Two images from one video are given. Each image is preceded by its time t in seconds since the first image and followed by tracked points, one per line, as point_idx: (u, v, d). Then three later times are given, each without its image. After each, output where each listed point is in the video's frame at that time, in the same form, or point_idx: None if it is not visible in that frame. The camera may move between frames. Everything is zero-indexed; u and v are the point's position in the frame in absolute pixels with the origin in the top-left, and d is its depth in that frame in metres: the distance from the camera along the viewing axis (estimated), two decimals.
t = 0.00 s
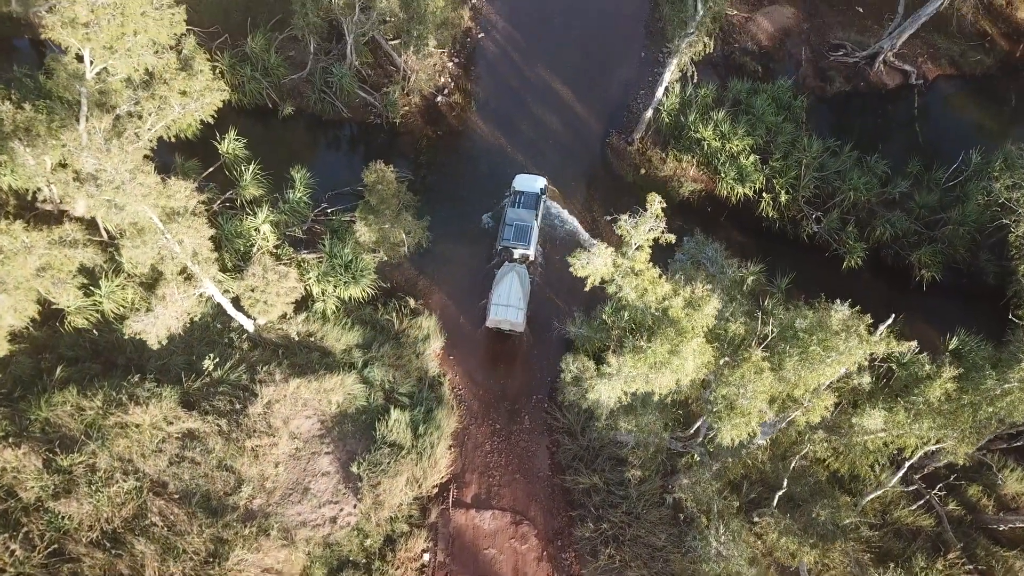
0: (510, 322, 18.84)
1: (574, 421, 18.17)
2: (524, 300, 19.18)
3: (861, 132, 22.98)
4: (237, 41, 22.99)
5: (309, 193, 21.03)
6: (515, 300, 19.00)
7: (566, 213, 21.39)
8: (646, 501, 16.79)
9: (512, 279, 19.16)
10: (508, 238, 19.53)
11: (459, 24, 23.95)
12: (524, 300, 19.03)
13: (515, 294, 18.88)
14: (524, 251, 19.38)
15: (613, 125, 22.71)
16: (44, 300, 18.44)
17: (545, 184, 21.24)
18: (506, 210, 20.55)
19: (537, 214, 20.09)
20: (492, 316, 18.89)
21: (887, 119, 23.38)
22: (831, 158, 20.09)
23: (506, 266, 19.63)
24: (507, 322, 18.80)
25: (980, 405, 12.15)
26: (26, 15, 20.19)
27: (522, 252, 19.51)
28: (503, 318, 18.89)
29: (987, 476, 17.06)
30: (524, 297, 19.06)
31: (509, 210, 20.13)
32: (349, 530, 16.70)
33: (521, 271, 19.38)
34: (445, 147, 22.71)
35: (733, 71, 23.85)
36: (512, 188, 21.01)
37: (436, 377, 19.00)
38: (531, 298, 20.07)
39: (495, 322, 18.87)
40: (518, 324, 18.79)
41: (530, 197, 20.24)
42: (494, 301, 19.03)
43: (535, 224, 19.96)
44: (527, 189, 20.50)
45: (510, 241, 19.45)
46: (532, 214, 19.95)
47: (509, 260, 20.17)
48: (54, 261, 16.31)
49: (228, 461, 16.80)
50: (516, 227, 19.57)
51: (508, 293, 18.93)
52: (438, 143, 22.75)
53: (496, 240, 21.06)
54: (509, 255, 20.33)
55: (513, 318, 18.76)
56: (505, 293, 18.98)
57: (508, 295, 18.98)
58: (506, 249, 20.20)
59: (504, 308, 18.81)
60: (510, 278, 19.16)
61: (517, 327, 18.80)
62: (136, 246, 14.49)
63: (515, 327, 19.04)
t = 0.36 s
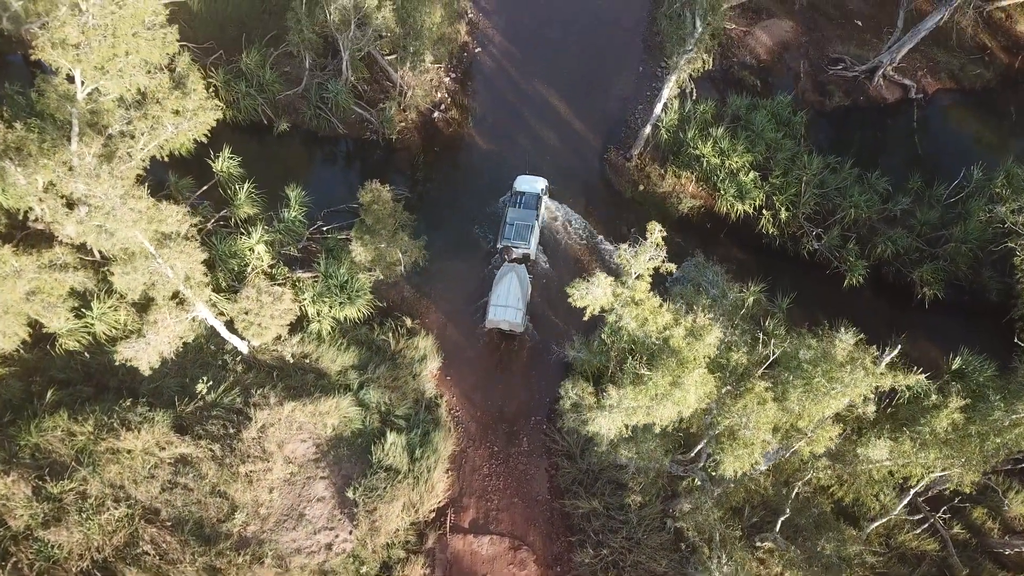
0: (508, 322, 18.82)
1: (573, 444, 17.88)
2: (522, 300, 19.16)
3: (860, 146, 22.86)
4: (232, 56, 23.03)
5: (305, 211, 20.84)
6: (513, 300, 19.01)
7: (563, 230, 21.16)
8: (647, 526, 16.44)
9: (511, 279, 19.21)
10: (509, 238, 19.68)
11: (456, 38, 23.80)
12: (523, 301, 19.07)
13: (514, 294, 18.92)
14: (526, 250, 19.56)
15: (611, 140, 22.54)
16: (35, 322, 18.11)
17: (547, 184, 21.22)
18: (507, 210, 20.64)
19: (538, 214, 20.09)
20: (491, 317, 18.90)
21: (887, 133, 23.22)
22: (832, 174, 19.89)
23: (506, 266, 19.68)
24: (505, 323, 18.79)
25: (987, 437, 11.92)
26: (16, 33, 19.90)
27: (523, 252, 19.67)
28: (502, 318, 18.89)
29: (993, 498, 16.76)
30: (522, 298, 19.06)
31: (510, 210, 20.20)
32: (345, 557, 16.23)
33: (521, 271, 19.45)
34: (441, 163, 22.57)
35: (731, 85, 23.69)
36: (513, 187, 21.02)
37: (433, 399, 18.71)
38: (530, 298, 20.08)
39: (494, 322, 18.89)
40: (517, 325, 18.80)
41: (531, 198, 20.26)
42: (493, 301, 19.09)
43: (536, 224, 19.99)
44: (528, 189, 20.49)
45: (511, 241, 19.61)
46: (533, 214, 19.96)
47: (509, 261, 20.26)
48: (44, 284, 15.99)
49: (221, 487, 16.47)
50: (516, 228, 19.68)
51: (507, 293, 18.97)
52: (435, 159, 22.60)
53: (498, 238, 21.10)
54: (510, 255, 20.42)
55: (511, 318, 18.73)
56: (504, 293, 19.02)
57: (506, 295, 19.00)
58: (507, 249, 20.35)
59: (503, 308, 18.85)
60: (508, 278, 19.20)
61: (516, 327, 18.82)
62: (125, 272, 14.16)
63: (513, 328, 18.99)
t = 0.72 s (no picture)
0: (509, 323, 18.75)
1: (573, 465, 17.61)
2: (523, 301, 19.06)
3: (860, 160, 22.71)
4: (227, 71, 22.95)
5: (300, 228, 20.63)
6: (514, 301, 18.93)
7: (561, 246, 21.01)
8: (648, 550, 16.12)
9: (512, 280, 19.14)
10: (511, 239, 19.76)
11: (453, 52, 23.63)
12: (523, 303, 19.01)
13: (515, 295, 18.85)
14: (527, 251, 19.64)
15: (609, 154, 22.40)
16: (25, 344, 17.80)
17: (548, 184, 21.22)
18: (509, 211, 20.66)
19: (539, 216, 20.11)
20: (491, 317, 18.83)
21: (887, 146, 23.08)
22: (833, 189, 19.71)
23: (508, 267, 19.62)
24: (506, 324, 18.73)
25: (994, 466, 11.75)
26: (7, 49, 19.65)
27: (525, 253, 19.75)
28: (502, 319, 18.81)
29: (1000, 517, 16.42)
30: (523, 299, 18.97)
31: (512, 211, 20.24)
32: None
33: (522, 272, 19.41)
34: (439, 178, 22.40)
35: (730, 98, 23.54)
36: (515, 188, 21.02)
37: (430, 419, 18.41)
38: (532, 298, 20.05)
39: (494, 323, 18.81)
40: (518, 326, 18.73)
41: (533, 198, 20.29)
42: (493, 302, 19.02)
43: (537, 225, 20.01)
44: (530, 191, 20.53)
45: (513, 241, 19.69)
46: (535, 214, 20.00)
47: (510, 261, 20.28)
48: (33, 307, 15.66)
49: (215, 512, 16.14)
50: (518, 229, 19.71)
51: (507, 295, 18.89)
52: (432, 174, 22.45)
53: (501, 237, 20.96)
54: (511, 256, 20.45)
55: (512, 319, 18.66)
56: (505, 294, 18.93)
57: (506, 296, 18.91)
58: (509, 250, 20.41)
59: (503, 309, 18.76)
60: (509, 278, 19.11)
61: (517, 328, 18.78)
62: (116, 296, 13.84)
63: (513, 329, 18.91)
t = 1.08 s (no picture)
0: (509, 325, 18.68)
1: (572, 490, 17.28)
2: (523, 303, 19.00)
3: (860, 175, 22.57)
4: (220, 87, 22.96)
5: (295, 247, 20.38)
6: (514, 303, 18.85)
7: (559, 264, 20.79)
8: None
9: (511, 282, 19.04)
10: (509, 241, 19.70)
11: (449, 67, 23.48)
12: (523, 305, 18.94)
13: (514, 297, 18.76)
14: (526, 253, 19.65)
15: (607, 171, 22.25)
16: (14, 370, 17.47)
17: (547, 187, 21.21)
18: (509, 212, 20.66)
19: (539, 217, 20.11)
20: (492, 320, 18.75)
21: (887, 160, 22.96)
22: (833, 207, 19.52)
23: (507, 270, 19.55)
24: (506, 326, 18.65)
25: (1003, 498, 11.50)
26: None
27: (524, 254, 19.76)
28: (502, 322, 18.73)
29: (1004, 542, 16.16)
30: (523, 300, 18.90)
31: (512, 213, 20.22)
32: None
33: (521, 274, 19.31)
34: (435, 195, 22.18)
35: (729, 113, 23.39)
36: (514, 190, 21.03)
37: (426, 443, 18.07)
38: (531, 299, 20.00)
39: (494, 326, 18.73)
40: (519, 328, 18.67)
41: (532, 200, 20.28)
42: (493, 305, 18.94)
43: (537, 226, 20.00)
44: (529, 193, 20.52)
45: (512, 244, 19.63)
46: (534, 216, 19.98)
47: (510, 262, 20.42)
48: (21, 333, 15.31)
49: (207, 540, 15.66)
50: (517, 230, 19.70)
51: (507, 297, 18.79)
52: (428, 191, 22.23)
53: (500, 237, 20.95)
54: (511, 257, 20.57)
55: (512, 320, 18.60)
56: (504, 296, 18.84)
57: (506, 298, 18.82)
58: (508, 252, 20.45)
59: (504, 311, 18.68)
60: (509, 280, 19.03)
61: (518, 331, 18.70)
62: (105, 325, 13.51)
63: (514, 330, 18.86)
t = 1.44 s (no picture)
0: (508, 324, 18.79)
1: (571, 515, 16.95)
2: (521, 304, 19.08)
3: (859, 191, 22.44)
4: (214, 104, 22.89)
5: (289, 267, 20.10)
6: (513, 303, 18.94)
7: (558, 282, 20.56)
8: None
9: (510, 283, 19.13)
10: (509, 242, 19.90)
11: (445, 83, 23.31)
12: (522, 305, 19.05)
13: (512, 298, 18.86)
14: (526, 255, 19.79)
15: (605, 187, 22.06)
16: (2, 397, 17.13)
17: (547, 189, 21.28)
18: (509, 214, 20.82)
19: (539, 218, 20.26)
20: (490, 320, 18.87)
21: (886, 175, 22.81)
22: (834, 224, 19.34)
23: (506, 271, 19.65)
24: (505, 326, 18.75)
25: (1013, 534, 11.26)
26: None
27: (524, 256, 19.89)
28: (501, 322, 18.84)
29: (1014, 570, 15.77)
30: (521, 302, 18.97)
31: (512, 214, 20.41)
32: None
33: (520, 275, 19.38)
34: (431, 213, 21.92)
35: (728, 128, 23.22)
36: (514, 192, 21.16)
37: (423, 467, 17.71)
38: (531, 301, 20.07)
39: (493, 326, 18.85)
40: (517, 328, 18.81)
41: (532, 202, 20.41)
42: (492, 305, 19.06)
43: (537, 228, 20.14)
44: (530, 194, 20.66)
45: (512, 245, 19.82)
46: (534, 218, 20.14)
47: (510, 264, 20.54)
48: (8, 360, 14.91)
49: (199, 571, 15.13)
50: (517, 232, 19.91)
51: (505, 298, 18.88)
52: (425, 209, 21.98)
53: (500, 239, 21.02)
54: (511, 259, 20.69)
55: (510, 320, 18.71)
56: (503, 297, 18.94)
57: (504, 299, 18.93)
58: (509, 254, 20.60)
59: (502, 312, 18.79)
60: (507, 281, 19.17)
61: (516, 331, 18.83)
62: (93, 356, 13.17)
63: (512, 331, 18.95)
